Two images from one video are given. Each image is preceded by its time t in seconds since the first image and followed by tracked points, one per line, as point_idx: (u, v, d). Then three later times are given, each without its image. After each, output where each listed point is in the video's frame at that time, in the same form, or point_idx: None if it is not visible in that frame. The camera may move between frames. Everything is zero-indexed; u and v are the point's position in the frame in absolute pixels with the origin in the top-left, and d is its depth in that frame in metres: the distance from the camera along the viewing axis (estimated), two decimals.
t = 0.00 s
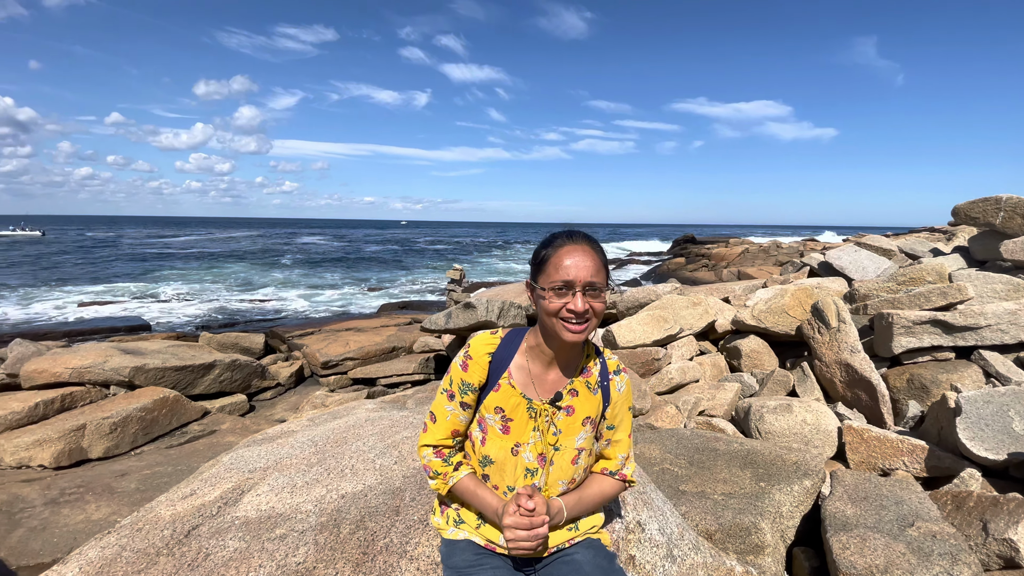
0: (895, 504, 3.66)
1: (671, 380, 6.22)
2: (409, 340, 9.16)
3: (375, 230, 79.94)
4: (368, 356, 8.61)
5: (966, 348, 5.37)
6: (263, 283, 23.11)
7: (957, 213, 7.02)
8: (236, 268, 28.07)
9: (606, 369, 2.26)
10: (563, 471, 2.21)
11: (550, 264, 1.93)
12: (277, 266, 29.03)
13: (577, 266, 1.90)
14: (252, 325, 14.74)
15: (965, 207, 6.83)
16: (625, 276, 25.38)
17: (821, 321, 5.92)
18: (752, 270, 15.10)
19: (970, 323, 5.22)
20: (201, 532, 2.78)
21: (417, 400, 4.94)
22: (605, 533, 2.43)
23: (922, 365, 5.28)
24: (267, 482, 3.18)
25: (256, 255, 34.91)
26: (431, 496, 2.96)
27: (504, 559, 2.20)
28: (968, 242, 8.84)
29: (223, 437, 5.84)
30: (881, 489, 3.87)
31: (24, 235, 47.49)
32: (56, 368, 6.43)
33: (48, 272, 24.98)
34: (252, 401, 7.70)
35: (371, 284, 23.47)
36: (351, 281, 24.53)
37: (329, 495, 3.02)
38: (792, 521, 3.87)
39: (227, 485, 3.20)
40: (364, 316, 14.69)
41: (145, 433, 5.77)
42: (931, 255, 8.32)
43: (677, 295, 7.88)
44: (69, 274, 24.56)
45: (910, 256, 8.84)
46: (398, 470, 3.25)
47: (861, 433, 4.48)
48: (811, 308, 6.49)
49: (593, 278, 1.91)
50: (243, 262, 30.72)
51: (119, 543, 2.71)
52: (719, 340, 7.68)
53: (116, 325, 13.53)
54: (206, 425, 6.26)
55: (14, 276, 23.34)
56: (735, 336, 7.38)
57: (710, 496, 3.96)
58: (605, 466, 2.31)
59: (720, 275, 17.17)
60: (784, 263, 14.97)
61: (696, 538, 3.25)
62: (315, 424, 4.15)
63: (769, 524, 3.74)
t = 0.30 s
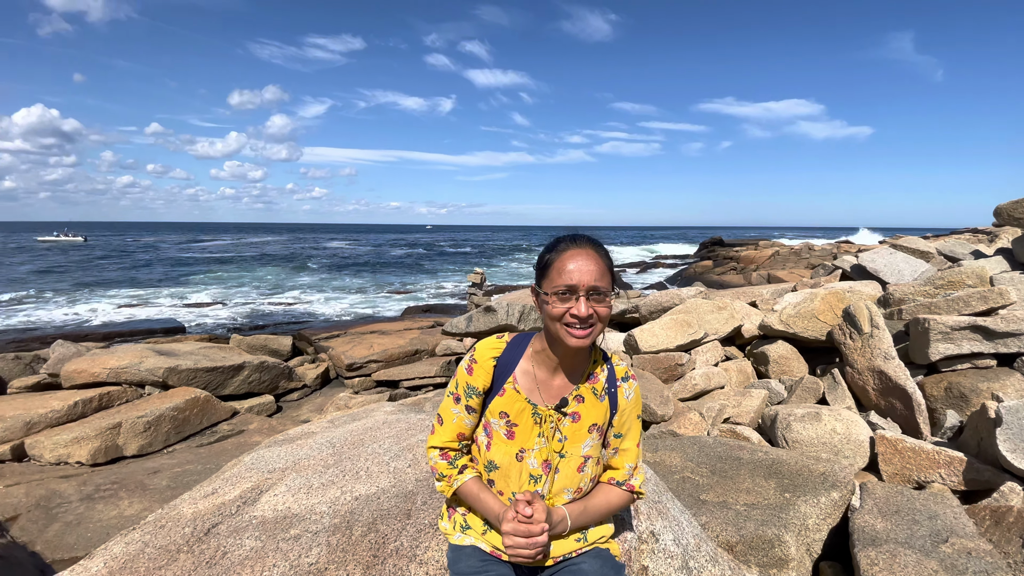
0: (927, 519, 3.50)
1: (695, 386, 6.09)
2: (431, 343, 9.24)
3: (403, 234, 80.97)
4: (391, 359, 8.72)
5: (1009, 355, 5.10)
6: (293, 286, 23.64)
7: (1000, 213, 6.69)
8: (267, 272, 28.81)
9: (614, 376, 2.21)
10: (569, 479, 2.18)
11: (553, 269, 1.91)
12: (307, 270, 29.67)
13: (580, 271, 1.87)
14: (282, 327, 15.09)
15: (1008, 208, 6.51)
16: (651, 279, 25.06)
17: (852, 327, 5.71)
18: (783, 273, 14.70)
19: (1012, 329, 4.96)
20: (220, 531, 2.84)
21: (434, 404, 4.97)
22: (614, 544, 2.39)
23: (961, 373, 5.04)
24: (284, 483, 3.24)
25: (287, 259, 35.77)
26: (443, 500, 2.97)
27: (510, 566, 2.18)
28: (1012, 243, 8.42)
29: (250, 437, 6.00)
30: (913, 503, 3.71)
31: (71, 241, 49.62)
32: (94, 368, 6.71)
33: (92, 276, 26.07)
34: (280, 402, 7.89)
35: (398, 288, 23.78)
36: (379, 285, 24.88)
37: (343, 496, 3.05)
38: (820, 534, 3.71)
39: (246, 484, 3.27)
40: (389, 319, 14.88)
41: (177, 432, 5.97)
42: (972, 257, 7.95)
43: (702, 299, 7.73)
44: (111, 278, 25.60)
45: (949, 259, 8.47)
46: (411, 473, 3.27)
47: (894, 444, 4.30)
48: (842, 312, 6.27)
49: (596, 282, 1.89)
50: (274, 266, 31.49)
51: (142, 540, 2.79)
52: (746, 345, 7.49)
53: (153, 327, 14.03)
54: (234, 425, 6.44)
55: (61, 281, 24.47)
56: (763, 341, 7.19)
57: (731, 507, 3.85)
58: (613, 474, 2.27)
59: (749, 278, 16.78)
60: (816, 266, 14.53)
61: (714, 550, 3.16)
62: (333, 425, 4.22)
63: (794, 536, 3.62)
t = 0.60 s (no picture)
0: (969, 536, 3.32)
1: (725, 393, 5.94)
2: (458, 345, 9.32)
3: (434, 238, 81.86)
4: (418, 361, 8.84)
5: None
6: (326, 290, 24.18)
7: None
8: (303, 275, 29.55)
9: (628, 381, 2.17)
10: (581, 484, 2.15)
11: (557, 271, 1.92)
12: (340, 274, 30.30)
13: (581, 274, 1.87)
14: (315, 329, 15.48)
15: None
16: (683, 282, 24.62)
17: (893, 333, 5.48)
18: (820, 277, 14.24)
19: None
20: (246, 526, 2.90)
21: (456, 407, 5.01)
22: (630, 551, 2.35)
23: (1011, 383, 4.76)
24: (308, 481, 3.31)
25: (321, 263, 36.62)
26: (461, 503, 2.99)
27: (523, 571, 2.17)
28: None
29: (282, 436, 6.18)
30: (955, 519, 3.52)
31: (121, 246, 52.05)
32: (138, 367, 7.02)
33: (138, 280, 27.25)
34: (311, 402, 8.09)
35: (428, 291, 24.05)
36: (409, 288, 25.21)
37: (364, 496, 3.10)
38: (855, 549, 3.55)
39: (273, 482, 3.36)
40: (419, 322, 15.08)
41: (214, 430, 6.20)
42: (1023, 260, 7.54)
43: (733, 304, 7.55)
44: (156, 281, 26.72)
45: (998, 261, 8.05)
46: (431, 475, 3.31)
47: (936, 456, 4.09)
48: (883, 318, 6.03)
49: (598, 286, 1.88)
50: (309, 269, 32.27)
51: (174, 533, 2.88)
52: (779, 351, 7.28)
53: (195, 329, 14.58)
54: (267, 424, 6.64)
55: (110, 284, 25.67)
56: (797, 347, 6.97)
57: (760, 518, 3.73)
58: (629, 482, 2.23)
59: (784, 282, 16.33)
60: (855, 270, 14.03)
61: (737, 561, 3.07)
62: (358, 425, 4.30)
63: (826, 550, 3.49)
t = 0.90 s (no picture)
0: (1015, 554, 3.20)
1: (757, 400, 5.80)
2: (486, 348, 9.39)
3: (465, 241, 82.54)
4: (446, 363, 8.95)
5: None
6: (359, 292, 24.69)
7: None
8: (337, 278, 30.27)
9: (651, 387, 2.12)
10: (603, 491, 2.11)
11: (577, 277, 1.94)
12: (373, 276, 30.87)
13: (602, 279, 1.88)
14: (348, 331, 15.82)
15: None
16: (717, 286, 24.15)
17: (939, 340, 5.26)
18: (860, 281, 13.77)
19: None
20: (278, 521, 2.99)
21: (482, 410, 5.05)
22: (652, 559, 2.30)
23: None
24: (337, 479, 3.40)
25: (355, 266, 37.44)
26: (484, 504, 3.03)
27: None
28: None
29: (315, 434, 6.36)
30: (1001, 535, 3.38)
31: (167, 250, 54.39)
32: (181, 366, 7.33)
33: (182, 282, 28.38)
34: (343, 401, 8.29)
35: (459, 293, 24.30)
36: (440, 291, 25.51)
37: (390, 495, 3.17)
38: (894, 565, 3.42)
39: (304, 479, 3.46)
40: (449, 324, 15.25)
41: (251, 427, 6.42)
42: None
43: (767, 308, 7.37)
44: (199, 284, 27.83)
45: None
46: (455, 476, 3.36)
47: (983, 469, 3.92)
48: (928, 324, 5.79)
49: (620, 290, 1.88)
50: (344, 272, 33.01)
51: (210, 525, 2.99)
52: (816, 358, 7.07)
53: (234, 330, 15.11)
54: (301, 422, 6.85)
55: (158, 286, 26.87)
56: (835, 353, 6.76)
57: (792, 530, 3.62)
58: (652, 489, 2.17)
59: (823, 286, 15.83)
60: (899, 273, 13.50)
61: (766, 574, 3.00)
62: (386, 425, 4.40)
63: (862, 565, 3.37)
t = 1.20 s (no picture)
0: None
1: (792, 407, 5.65)
2: (513, 350, 9.45)
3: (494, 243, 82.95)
4: (473, 364, 9.05)
5: None
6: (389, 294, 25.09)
7: None
8: (368, 279, 30.82)
9: (672, 391, 2.06)
10: (625, 496, 2.06)
11: (596, 281, 1.95)
12: (403, 278, 31.31)
13: (622, 282, 1.90)
14: (377, 331, 16.11)
15: None
16: (750, 288, 23.67)
17: (986, 346, 5.06)
18: (901, 284, 13.30)
19: None
20: (307, 515, 3.09)
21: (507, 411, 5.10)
22: (677, 566, 2.24)
23: None
24: (364, 476, 3.50)
25: (386, 267, 38.04)
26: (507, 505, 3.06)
27: None
28: None
29: (345, 433, 6.52)
30: None
31: (207, 253, 56.35)
32: (219, 364, 7.60)
33: (220, 284, 29.34)
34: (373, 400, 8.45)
35: (487, 295, 24.44)
36: (468, 293, 25.71)
37: (415, 493, 3.24)
38: None
39: (332, 475, 3.56)
40: (477, 326, 15.36)
41: (284, 425, 6.61)
42: None
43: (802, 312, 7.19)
44: (237, 285, 28.78)
45: None
46: (478, 476, 3.41)
47: None
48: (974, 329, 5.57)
49: (640, 292, 1.90)
50: (375, 274, 33.59)
51: (243, 518, 3.11)
52: (855, 364, 6.88)
53: (269, 329, 15.57)
54: (332, 420, 7.03)
55: (198, 287, 27.90)
56: (874, 359, 6.54)
57: (825, 541, 3.53)
58: (673, 495, 2.10)
59: (862, 289, 15.34)
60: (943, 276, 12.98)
61: None
62: (413, 424, 4.49)
63: None
